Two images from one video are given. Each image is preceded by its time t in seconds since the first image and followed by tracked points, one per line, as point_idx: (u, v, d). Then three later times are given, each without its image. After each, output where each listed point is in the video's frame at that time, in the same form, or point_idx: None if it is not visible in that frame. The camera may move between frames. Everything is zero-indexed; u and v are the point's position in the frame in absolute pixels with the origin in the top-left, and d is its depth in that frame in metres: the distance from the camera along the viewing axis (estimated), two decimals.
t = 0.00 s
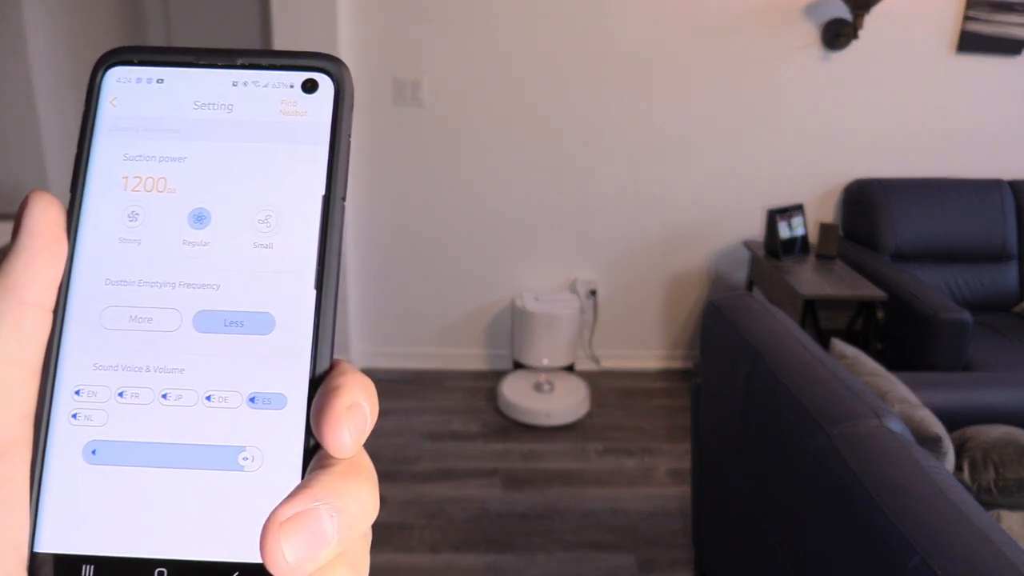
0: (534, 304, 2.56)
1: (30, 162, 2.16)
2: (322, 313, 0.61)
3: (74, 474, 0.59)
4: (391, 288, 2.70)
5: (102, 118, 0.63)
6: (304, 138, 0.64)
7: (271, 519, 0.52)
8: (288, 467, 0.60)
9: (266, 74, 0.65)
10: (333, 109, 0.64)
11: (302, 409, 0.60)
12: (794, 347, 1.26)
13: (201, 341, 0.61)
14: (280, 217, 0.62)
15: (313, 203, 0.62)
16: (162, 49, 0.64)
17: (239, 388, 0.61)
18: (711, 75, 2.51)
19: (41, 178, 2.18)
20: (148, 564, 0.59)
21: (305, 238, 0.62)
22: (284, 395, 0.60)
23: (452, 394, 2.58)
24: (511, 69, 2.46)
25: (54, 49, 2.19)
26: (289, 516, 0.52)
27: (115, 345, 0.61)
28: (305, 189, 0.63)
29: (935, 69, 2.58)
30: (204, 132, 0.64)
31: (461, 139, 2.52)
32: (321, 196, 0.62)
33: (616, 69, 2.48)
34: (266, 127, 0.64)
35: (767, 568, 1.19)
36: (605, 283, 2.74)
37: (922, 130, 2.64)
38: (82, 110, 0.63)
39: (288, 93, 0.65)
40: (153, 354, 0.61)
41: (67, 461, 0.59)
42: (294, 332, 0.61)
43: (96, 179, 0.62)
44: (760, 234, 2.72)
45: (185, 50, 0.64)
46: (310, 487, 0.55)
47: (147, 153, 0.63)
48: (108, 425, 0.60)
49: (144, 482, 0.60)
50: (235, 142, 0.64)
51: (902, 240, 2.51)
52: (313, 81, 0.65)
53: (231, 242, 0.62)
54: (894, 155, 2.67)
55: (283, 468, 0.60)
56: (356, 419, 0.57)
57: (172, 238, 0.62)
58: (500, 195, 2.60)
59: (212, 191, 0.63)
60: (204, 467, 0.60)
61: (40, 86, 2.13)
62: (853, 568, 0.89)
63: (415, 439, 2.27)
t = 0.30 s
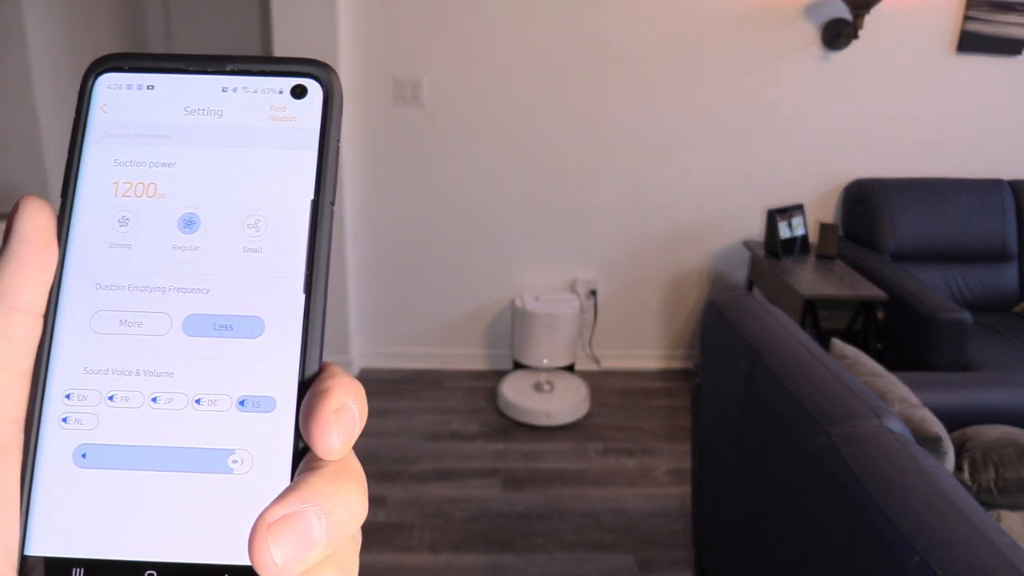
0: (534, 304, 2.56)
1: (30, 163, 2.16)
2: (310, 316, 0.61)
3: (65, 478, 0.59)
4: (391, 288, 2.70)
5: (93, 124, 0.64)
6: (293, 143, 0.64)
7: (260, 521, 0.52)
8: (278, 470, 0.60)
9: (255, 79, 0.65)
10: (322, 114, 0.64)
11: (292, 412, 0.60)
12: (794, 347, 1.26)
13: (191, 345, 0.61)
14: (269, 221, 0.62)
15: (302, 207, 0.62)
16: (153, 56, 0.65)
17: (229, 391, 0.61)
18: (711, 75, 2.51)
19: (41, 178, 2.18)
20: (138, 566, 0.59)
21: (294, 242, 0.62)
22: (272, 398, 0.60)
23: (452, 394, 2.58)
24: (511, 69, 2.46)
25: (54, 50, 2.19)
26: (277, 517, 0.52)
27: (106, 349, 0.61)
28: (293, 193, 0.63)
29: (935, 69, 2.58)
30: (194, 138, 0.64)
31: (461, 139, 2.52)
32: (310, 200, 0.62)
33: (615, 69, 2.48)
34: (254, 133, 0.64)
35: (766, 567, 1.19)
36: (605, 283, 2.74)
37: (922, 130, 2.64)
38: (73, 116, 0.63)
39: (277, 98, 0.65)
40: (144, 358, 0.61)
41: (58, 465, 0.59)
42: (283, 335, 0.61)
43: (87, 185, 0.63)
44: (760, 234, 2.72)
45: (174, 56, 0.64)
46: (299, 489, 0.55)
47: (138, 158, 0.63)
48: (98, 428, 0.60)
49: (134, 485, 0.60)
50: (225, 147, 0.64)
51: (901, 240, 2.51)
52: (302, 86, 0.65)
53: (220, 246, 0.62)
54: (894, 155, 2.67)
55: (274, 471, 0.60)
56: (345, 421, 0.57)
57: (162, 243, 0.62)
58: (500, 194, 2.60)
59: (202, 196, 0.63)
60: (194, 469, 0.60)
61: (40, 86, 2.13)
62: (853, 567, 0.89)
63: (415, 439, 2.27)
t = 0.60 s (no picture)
0: (534, 304, 2.57)
1: (30, 162, 2.16)
2: (312, 321, 0.61)
3: (65, 483, 0.59)
4: (391, 288, 2.70)
5: (93, 130, 0.64)
6: (293, 149, 0.64)
7: (261, 528, 0.52)
8: (278, 476, 0.60)
9: (255, 85, 0.65)
10: (322, 120, 0.65)
11: (292, 418, 0.60)
12: (794, 347, 1.26)
13: (191, 351, 0.61)
14: (271, 227, 0.63)
15: (303, 212, 0.63)
16: (153, 62, 0.65)
17: (229, 397, 0.61)
18: (711, 75, 2.51)
19: (41, 177, 2.17)
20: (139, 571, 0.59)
21: (295, 247, 0.62)
22: (274, 403, 0.61)
23: (452, 394, 2.58)
24: (511, 69, 2.46)
25: (54, 51, 2.19)
26: (279, 524, 0.52)
27: (107, 355, 0.61)
28: (293, 199, 0.63)
29: (935, 69, 2.58)
30: (194, 144, 0.64)
31: (461, 139, 2.52)
32: (311, 206, 0.63)
33: (615, 69, 2.48)
34: (255, 138, 0.64)
35: (767, 568, 1.19)
36: (605, 283, 2.74)
37: (922, 130, 2.64)
38: (74, 122, 0.63)
39: (277, 104, 0.65)
40: (144, 364, 0.61)
41: (58, 470, 0.59)
42: (284, 340, 0.61)
43: (87, 190, 0.63)
44: (760, 234, 2.72)
45: (175, 62, 0.64)
46: (300, 495, 0.55)
47: (138, 164, 0.64)
48: (98, 434, 0.60)
49: (135, 491, 0.60)
50: (225, 153, 0.64)
51: (901, 240, 2.51)
52: (302, 92, 0.65)
53: (221, 251, 0.62)
54: (895, 155, 2.67)
55: (275, 477, 0.60)
56: (350, 425, 0.57)
57: (162, 248, 0.62)
58: (500, 194, 2.60)
59: (203, 202, 0.63)
60: (194, 475, 0.60)
61: (40, 86, 2.13)
62: (853, 568, 0.90)
63: (415, 439, 2.27)
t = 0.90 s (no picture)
0: (534, 304, 2.57)
1: (30, 162, 2.16)
2: (320, 318, 0.62)
3: (73, 483, 0.60)
4: (391, 288, 2.70)
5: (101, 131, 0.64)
6: (301, 149, 0.64)
7: (273, 529, 0.53)
8: (287, 476, 0.60)
9: (263, 87, 0.66)
10: (330, 121, 0.65)
11: (302, 416, 0.61)
12: (794, 347, 1.26)
13: (200, 351, 0.62)
14: (279, 227, 0.63)
15: (311, 212, 0.63)
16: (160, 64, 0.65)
17: (238, 397, 0.61)
18: (711, 75, 2.51)
19: (41, 176, 2.17)
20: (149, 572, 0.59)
21: (303, 248, 0.62)
22: (283, 402, 0.61)
23: (452, 394, 2.58)
24: (511, 69, 2.46)
25: (54, 50, 2.19)
26: (292, 524, 0.53)
27: (115, 355, 0.61)
28: (301, 199, 0.63)
29: (935, 69, 2.58)
30: (202, 144, 0.64)
31: (461, 139, 2.53)
32: (319, 207, 0.63)
33: (615, 69, 2.48)
34: (262, 139, 0.65)
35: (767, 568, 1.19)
36: (605, 283, 2.74)
37: (922, 130, 2.64)
38: (82, 123, 0.63)
39: (284, 105, 0.65)
40: (153, 364, 0.61)
41: (66, 470, 0.60)
42: (292, 340, 0.62)
43: (95, 191, 0.63)
44: (760, 234, 2.72)
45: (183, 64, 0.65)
46: (311, 494, 0.55)
47: (146, 165, 0.64)
48: (107, 434, 0.60)
49: (144, 492, 0.60)
50: (232, 154, 0.64)
51: (901, 240, 2.51)
52: (310, 93, 0.66)
53: (229, 252, 0.62)
54: (895, 155, 2.66)
55: (284, 477, 0.60)
56: (369, 409, 0.59)
57: (171, 249, 0.62)
58: (501, 194, 2.60)
59: (210, 202, 0.63)
60: (203, 475, 0.60)
61: (40, 85, 2.13)
62: (852, 568, 0.89)
63: (415, 439, 2.27)
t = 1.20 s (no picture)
0: (534, 304, 2.57)
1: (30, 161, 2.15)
2: (329, 323, 0.62)
3: (84, 487, 0.60)
4: (391, 287, 2.70)
5: (110, 135, 0.64)
6: (311, 155, 0.64)
7: (283, 534, 0.53)
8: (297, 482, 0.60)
9: (273, 91, 0.66)
10: (339, 125, 0.65)
11: (312, 422, 0.61)
12: (794, 348, 1.26)
13: (210, 356, 0.62)
14: (288, 233, 0.63)
15: (320, 218, 0.63)
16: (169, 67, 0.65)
17: (248, 402, 0.61)
18: (711, 75, 2.51)
19: (41, 176, 2.17)
20: None
21: (313, 254, 0.63)
22: (292, 408, 0.61)
23: (452, 394, 2.58)
24: (511, 69, 2.46)
25: (54, 50, 2.19)
26: (301, 529, 0.53)
27: (125, 362, 0.62)
28: (311, 205, 0.63)
29: (935, 69, 2.58)
30: (212, 148, 0.64)
31: (461, 139, 2.52)
32: (328, 213, 0.63)
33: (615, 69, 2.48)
34: (272, 143, 0.65)
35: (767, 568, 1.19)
36: (605, 283, 2.74)
37: (922, 130, 2.64)
38: (91, 127, 0.64)
39: (294, 110, 0.66)
40: (163, 370, 0.62)
41: (78, 475, 0.60)
42: (301, 347, 0.62)
43: (104, 196, 0.63)
44: (760, 234, 2.72)
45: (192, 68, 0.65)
46: (320, 501, 0.56)
47: (155, 169, 0.64)
48: (117, 440, 0.61)
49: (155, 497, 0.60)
50: (241, 158, 0.64)
51: (901, 240, 2.52)
52: (319, 98, 0.66)
53: (238, 258, 0.63)
54: (895, 155, 2.67)
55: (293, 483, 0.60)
56: (367, 427, 0.58)
57: (180, 255, 0.63)
58: (501, 194, 2.60)
59: (219, 208, 0.63)
60: (213, 481, 0.61)
61: (40, 84, 2.13)
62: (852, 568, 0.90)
63: (415, 440, 2.27)
